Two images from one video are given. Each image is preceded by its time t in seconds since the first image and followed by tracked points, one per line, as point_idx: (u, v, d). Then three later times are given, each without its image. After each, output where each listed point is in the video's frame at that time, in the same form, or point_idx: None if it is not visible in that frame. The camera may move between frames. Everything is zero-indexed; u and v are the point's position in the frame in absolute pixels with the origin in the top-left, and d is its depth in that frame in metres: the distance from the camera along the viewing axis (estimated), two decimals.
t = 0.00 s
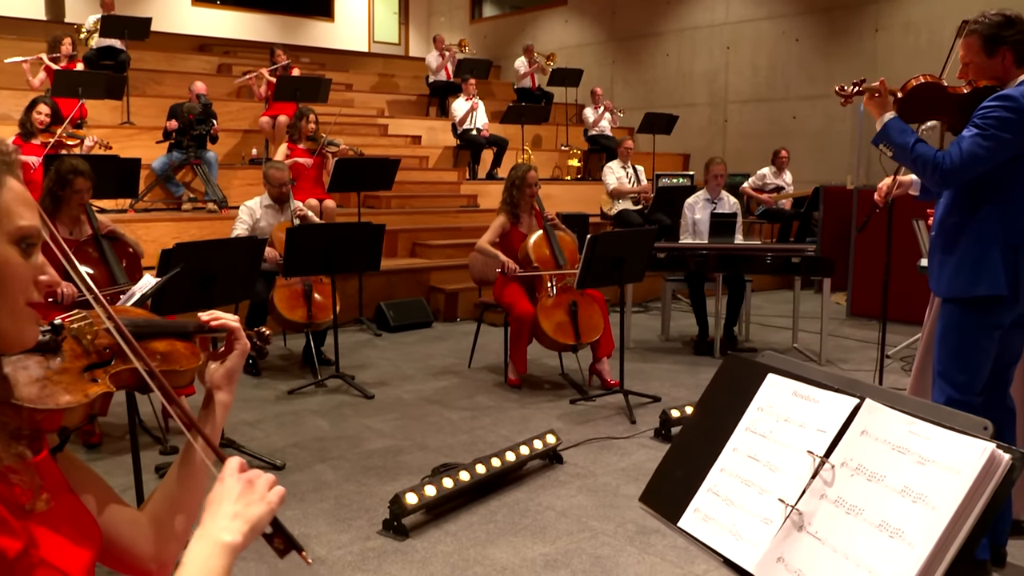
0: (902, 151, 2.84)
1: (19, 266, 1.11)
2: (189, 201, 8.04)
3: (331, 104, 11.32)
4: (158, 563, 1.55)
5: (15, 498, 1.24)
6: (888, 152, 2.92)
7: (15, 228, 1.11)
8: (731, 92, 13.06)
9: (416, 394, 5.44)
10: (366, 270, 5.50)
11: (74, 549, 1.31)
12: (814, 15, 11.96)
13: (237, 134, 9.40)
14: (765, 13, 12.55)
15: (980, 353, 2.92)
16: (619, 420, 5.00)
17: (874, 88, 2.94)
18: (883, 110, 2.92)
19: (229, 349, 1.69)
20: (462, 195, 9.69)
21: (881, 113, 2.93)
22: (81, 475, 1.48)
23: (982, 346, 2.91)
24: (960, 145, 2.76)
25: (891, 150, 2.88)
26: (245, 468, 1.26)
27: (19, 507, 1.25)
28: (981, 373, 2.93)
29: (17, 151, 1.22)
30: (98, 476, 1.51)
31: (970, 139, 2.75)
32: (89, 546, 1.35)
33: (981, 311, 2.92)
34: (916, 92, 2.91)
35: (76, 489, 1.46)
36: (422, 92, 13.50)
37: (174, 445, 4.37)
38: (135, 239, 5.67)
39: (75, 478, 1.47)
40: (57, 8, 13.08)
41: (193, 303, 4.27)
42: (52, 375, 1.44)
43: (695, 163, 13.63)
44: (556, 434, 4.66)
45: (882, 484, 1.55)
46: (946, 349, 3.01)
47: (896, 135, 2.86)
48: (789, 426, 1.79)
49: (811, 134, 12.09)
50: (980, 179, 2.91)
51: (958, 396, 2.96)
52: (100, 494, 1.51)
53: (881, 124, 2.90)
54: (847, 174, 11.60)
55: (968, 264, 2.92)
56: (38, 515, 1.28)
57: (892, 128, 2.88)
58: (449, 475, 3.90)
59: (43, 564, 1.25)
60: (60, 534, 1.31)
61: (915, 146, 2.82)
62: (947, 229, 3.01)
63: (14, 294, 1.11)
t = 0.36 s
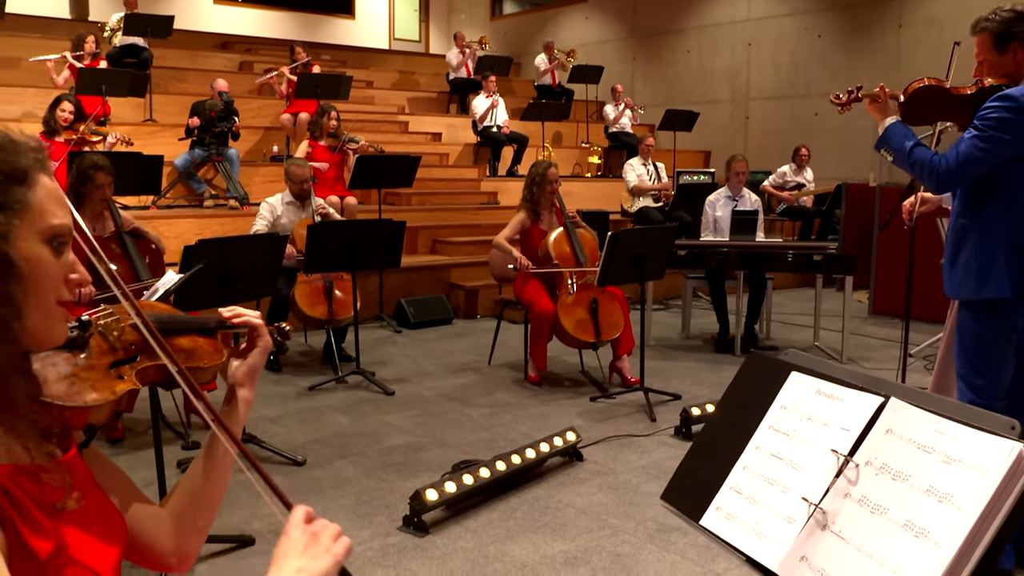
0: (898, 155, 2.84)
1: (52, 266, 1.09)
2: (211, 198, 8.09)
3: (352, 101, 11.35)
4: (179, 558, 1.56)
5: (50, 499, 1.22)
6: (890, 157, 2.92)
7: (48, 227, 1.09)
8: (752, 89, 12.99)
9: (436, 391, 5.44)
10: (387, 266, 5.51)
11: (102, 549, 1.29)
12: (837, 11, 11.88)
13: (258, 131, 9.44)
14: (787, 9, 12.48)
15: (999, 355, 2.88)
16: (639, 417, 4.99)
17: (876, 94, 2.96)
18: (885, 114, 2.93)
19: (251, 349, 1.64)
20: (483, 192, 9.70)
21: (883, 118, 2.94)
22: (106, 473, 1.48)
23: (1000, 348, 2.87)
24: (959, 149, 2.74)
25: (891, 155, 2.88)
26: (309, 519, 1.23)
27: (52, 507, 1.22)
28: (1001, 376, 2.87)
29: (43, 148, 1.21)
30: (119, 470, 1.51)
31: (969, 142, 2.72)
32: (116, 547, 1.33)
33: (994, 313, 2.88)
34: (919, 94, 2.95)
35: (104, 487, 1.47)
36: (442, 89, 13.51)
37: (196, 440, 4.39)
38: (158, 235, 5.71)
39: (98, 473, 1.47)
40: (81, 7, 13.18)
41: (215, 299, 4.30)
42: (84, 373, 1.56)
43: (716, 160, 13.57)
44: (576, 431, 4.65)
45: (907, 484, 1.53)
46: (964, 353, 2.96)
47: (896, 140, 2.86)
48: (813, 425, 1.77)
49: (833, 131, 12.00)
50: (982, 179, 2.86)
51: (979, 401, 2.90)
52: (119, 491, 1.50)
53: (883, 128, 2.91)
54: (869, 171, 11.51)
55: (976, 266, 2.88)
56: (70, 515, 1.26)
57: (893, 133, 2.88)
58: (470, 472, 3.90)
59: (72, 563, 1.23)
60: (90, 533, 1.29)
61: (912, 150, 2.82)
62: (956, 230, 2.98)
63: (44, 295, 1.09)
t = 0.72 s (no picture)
0: (890, 157, 2.87)
1: (92, 274, 1.03)
2: (231, 193, 8.14)
3: (371, 97, 11.37)
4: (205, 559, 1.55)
5: (78, 511, 1.13)
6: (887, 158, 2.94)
7: (89, 233, 1.03)
8: (772, 85, 12.93)
9: (454, 386, 5.45)
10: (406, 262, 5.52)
11: (124, 565, 1.19)
12: (858, 6, 11.79)
13: (277, 127, 9.49)
14: (807, 4, 12.40)
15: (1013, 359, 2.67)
16: (658, 414, 4.97)
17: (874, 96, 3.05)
18: (882, 115, 3.00)
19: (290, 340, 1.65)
20: (502, 187, 9.71)
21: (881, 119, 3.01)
22: (144, 478, 1.45)
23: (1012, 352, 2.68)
24: (945, 151, 2.66)
25: (886, 157, 2.91)
26: None
27: (79, 520, 1.13)
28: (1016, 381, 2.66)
29: (96, 146, 1.15)
30: (157, 476, 1.49)
31: (953, 144, 2.63)
32: (139, 560, 1.25)
33: (1002, 316, 2.71)
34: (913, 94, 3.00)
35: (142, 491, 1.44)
36: (461, 84, 13.51)
37: (216, 434, 4.42)
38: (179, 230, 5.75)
39: (136, 476, 1.44)
40: (102, 4, 13.26)
41: (236, 293, 4.34)
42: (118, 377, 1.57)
43: (736, 156, 13.50)
44: (595, 427, 4.64)
45: (930, 481, 1.52)
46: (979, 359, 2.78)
47: (888, 140, 2.89)
48: (835, 421, 1.76)
49: (854, 127, 11.91)
50: (974, 176, 2.73)
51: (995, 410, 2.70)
52: (154, 496, 1.48)
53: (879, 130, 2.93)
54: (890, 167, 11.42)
55: (981, 269, 2.73)
56: (96, 527, 1.17)
57: (886, 135, 2.90)
58: (488, 467, 3.90)
59: None
60: (110, 548, 1.18)
61: (903, 151, 2.83)
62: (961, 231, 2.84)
63: (80, 305, 1.03)
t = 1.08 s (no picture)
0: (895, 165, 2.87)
1: (131, 264, 1.00)
2: (251, 186, 8.18)
3: (390, 90, 11.39)
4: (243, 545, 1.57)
5: (112, 487, 1.12)
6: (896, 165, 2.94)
7: (131, 225, 1.00)
8: (793, 78, 12.85)
9: (473, 379, 5.46)
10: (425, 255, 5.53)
11: (158, 542, 1.19)
12: None
13: (297, 121, 9.54)
14: None
15: None
16: (677, 408, 4.96)
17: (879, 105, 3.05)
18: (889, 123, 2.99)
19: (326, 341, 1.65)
20: (521, 181, 9.71)
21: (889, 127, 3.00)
22: (178, 464, 1.48)
23: None
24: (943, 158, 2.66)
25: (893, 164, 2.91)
26: None
27: (112, 496, 1.13)
28: None
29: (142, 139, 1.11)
30: (191, 460, 1.52)
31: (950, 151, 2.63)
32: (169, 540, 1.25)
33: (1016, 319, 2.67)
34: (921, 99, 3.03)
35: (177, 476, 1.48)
36: (480, 78, 13.50)
37: (236, 426, 4.44)
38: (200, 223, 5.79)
39: (170, 461, 1.47)
40: None
41: (257, 286, 4.36)
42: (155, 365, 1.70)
43: (755, 149, 13.43)
44: (614, 421, 4.64)
45: (954, 477, 1.50)
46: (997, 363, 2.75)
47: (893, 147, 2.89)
48: (858, 416, 1.74)
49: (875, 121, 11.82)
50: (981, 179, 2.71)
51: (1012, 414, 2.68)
52: (187, 482, 1.50)
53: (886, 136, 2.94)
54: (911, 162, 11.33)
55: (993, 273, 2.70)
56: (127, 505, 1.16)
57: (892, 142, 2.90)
58: (507, 460, 3.90)
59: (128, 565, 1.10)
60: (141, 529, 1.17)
61: (909, 161, 2.81)
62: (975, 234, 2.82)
63: (119, 295, 0.99)
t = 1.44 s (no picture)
0: (917, 165, 2.77)
1: (170, 249, 1.04)
2: (272, 177, 8.21)
3: (411, 81, 11.39)
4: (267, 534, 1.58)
5: (154, 458, 1.18)
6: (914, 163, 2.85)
7: (172, 212, 1.04)
8: (816, 69, 12.75)
9: (492, 371, 5.46)
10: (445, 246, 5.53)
11: (192, 516, 1.27)
12: None
13: (317, 112, 9.58)
14: None
15: None
16: (697, 400, 4.95)
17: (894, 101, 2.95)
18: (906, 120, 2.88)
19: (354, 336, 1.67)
20: (541, 172, 9.70)
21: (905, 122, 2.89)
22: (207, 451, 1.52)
23: None
24: (975, 157, 2.60)
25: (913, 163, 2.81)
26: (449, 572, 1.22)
27: (153, 466, 1.19)
28: None
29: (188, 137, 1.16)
30: (216, 447, 1.54)
31: (984, 149, 2.57)
32: (202, 513, 1.31)
33: None
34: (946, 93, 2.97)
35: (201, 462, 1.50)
36: (501, 69, 13.47)
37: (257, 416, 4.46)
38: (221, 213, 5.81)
39: (194, 444, 1.50)
40: None
41: (279, 276, 4.37)
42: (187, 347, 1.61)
43: (777, 141, 13.34)
44: (634, 413, 4.63)
45: (982, 471, 1.49)
46: None
47: (913, 147, 2.79)
48: (882, 409, 1.72)
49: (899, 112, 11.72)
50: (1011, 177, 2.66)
51: None
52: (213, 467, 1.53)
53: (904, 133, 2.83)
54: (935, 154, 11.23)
55: None
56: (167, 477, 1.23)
57: (911, 140, 2.80)
58: (527, 451, 3.90)
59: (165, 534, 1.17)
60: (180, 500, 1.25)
61: (932, 159, 2.73)
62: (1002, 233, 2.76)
63: (160, 277, 1.04)
